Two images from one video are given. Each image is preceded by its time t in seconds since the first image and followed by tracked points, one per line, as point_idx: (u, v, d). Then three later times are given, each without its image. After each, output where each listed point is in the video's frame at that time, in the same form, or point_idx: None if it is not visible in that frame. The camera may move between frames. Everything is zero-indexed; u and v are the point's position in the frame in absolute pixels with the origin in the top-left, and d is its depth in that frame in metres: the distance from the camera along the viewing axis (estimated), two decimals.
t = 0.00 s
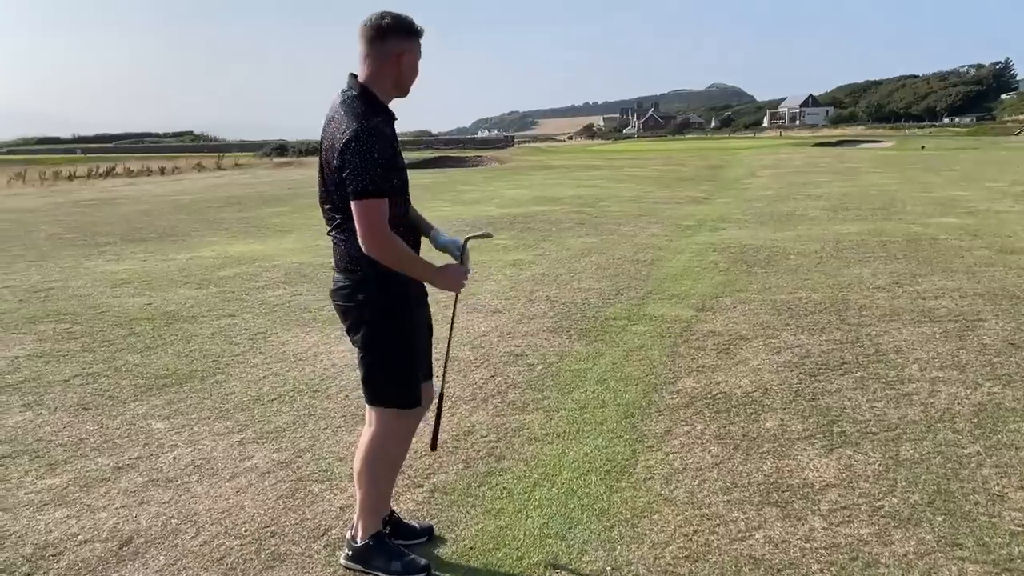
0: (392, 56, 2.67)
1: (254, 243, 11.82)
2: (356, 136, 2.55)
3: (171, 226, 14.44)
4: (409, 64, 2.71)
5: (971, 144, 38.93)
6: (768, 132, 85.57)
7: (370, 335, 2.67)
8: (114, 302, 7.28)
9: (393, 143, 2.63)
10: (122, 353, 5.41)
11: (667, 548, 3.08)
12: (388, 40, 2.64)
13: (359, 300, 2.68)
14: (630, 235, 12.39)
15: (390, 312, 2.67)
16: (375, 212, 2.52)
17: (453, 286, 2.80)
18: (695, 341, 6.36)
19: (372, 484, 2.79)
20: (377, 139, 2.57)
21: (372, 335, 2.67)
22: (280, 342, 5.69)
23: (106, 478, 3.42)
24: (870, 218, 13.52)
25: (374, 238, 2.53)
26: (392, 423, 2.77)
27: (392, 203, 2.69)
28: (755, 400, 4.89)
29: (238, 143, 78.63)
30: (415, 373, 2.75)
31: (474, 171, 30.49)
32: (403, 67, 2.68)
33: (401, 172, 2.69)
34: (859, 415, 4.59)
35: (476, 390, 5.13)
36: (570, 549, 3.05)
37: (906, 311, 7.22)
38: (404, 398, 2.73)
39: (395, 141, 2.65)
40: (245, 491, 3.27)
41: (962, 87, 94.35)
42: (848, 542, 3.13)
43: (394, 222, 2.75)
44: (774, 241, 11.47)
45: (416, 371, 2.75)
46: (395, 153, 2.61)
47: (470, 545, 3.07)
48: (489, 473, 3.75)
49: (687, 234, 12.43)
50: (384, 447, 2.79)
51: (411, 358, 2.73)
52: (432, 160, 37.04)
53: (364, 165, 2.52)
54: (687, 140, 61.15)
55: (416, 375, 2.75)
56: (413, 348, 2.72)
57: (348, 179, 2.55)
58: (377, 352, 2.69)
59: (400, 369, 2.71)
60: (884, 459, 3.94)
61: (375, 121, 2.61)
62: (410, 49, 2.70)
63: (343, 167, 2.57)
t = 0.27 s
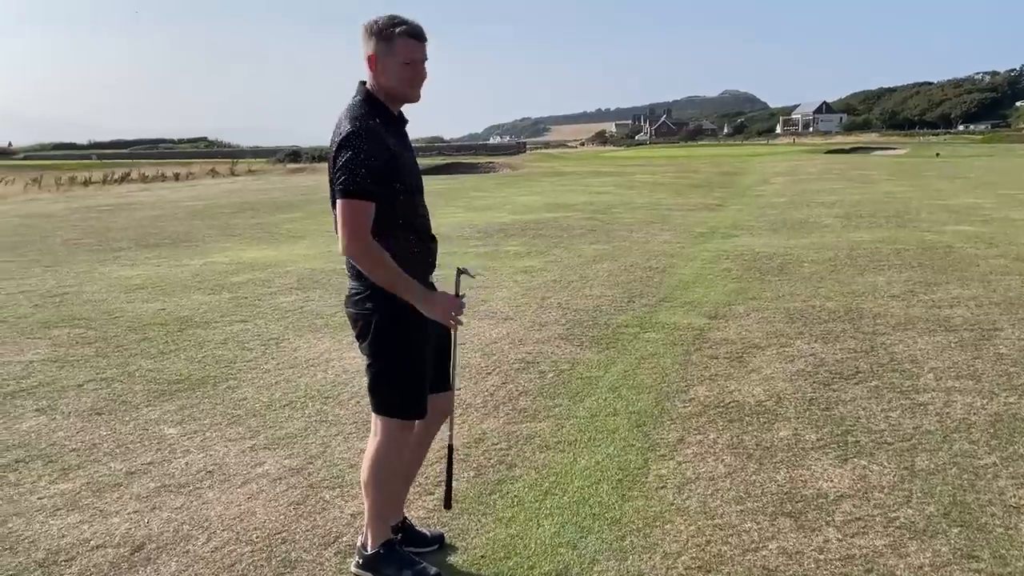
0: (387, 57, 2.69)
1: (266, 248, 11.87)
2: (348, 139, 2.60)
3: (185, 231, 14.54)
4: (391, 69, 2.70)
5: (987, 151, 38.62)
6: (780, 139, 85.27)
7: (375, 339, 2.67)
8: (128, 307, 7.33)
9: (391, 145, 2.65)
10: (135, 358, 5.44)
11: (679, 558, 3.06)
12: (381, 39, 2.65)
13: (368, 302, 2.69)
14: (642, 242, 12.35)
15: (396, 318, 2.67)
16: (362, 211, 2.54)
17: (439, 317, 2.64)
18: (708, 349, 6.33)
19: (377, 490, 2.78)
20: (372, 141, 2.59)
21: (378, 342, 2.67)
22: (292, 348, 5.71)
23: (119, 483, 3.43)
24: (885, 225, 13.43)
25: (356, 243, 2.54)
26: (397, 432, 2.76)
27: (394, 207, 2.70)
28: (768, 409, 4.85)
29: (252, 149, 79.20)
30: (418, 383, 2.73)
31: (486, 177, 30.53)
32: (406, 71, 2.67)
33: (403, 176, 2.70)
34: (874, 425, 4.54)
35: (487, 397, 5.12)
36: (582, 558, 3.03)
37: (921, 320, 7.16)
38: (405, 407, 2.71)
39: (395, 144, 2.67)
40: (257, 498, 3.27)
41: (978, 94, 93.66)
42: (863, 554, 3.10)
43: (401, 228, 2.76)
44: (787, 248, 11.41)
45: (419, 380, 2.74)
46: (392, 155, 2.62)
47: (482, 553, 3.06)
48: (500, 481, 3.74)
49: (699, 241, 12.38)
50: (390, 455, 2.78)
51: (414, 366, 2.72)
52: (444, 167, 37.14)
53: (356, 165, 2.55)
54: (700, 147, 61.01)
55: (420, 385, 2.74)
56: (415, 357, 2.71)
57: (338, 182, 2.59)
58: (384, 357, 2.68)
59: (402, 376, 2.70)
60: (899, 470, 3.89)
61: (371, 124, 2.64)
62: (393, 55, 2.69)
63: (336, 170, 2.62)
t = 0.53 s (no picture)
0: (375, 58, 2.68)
1: (277, 253, 11.93)
2: (339, 140, 2.64)
3: (197, 236, 14.63)
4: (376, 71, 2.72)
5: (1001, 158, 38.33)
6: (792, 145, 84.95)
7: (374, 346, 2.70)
8: (139, 312, 7.37)
9: (383, 148, 2.67)
10: (147, 362, 5.48)
11: (687, 566, 3.04)
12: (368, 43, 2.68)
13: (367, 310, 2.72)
14: (652, 248, 12.33)
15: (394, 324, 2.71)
16: (347, 218, 2.58)
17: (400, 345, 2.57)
18: (718, 355, 6.30)
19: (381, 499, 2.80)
20: (361, 142, 2.62)
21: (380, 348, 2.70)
22: (302, 353, 5.72)
23: (129, 487, 3.45)
24: (897, 232, 13.34)
25: (341, 246, 2.58)
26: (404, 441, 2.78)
27: (390, 211, 2.73)
28: (779, 417, 4.82)
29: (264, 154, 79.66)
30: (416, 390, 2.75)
31: (497, 183, 30.56)
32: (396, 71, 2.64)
33: (397, 179, 2.71)
34: (886, 433, 4.50)
35: (496, 403, 5.11)
36: (589, 565, 3.02)
37: (934, 327, 7.10)
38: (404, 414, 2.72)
39: (389, 147, 2.68)
40: (265, 502, 3.28)
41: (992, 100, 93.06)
42: (873, 563, 3.07)
43: (399, 231, 2.78)
44: (799, 255, 11.35)
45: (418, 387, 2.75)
46: (382, 158, 2.64)
47: (489, 560, 3.06)
48: (508, 487, 3.73)
49: (710, 247, 12.33)
50: (398, 463, 2.79)
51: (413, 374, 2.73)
52: (454, 172, 37.23)
53: (341, 166, 2.58)
54: (711, 153, 60.87)
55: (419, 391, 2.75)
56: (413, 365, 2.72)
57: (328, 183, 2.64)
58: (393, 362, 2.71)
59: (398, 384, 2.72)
60: (910, 478, 3.85)
61: (364, 125, 2.67)
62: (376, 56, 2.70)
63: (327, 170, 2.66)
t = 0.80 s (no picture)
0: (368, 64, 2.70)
1: (287, 258, 11.98)
2: (340, 146, 2.70)
3: (207, 240, 14.72)
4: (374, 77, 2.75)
5: (1014, 164, 38.08)
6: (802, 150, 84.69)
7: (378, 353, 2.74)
8: (150, 315, 7.42)
9: (380, 153, 2.70)
10: (157, 366, 5.52)
11: (694, 572, 3.04)
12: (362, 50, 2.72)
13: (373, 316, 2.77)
14: (661, 254, 12.32)
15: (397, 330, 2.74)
16: (344, 226, 2.64)
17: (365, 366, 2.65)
18: (727, 361, 6.29)
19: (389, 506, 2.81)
20: (356, 149, 2.68)
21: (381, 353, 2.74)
22: (311, 357, 5.75)
23: (138, 489, 3.48)
24: (908, 238, 13.28)
25: (339, 252, 2.64)
26: (409, 448, 2.79)
27: (389, 216, 2.76)
28: (788, 423, 4.81)
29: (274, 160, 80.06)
30: (419, 395, 2.76)
31: (507, 188, 30.61)
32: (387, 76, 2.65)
33: (394, 184, 2.74)
34: (894, 440, 4.48)
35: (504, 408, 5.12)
36: (597, 570, 3.02)
37: (944, 334, 7.07)
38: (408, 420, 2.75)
39: (386, 153, 2.72)
40: (273, 505, 3.30)
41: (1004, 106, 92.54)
42: (881, 570, 3.06)
43: (400, 236, 2.79)
44: (808, 261, 11.32)
45: (421, 393, 2.76)
46: (375, 162, 2.67)
47: (497, 564, 3.07)
48: (516, 491, 3.74)
49: (719, 253, 12.32)
50: (405, 471, 2.80)
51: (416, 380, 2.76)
52: (464, 178, 37.31)
53: (335, 173, 2.66)
54: (721, 159, 60.75)
55: (422, 397, 2.76)
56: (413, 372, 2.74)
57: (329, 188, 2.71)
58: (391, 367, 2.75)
59: (401, 390, 2.75)
60: (919, 485, 3.83)
61: (362, 132, 2.73)
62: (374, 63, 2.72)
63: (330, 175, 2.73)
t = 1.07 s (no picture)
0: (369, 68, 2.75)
1: (294, 262, 12.03)
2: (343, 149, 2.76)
3: (216, 244, 14.79)
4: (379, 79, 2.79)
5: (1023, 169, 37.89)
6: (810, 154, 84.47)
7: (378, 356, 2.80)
8: (158, 319, 7.47)
9: (380, 158, 2.73)
10: (165, 369, 5.55)
11: None
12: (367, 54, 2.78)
13: (375, 320, 2.83)
14: (668, 258, 12.31)
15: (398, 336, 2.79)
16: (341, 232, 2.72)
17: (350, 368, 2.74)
18: (733, 366, 6.29)
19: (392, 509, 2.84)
20: (357, 153, 2.73)
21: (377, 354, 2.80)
22: (317, 361, 5.78)
23: (145, 491, 3.51)
24: (915, 243, 13.23)
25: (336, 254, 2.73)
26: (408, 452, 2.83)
27: (388, 220, 2.78)
28: (793, 428, 4.80)
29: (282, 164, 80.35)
30: (417, 401, 2.79)
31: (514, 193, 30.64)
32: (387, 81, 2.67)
33: (393, 189, 2.76)
34: (900, 445, 4.47)
35: (509, 412, 5.13)
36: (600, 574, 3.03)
37: (951, 340, 7.04)
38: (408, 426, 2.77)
39: (387, 157, 2.74)
40: (279, 508, 3.32)
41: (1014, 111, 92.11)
42: None
43: (400, 240, 2.81)
44: (815, 266, 11.30)
45: (419, 398, 2.79)
46: (373, 167, 2.71)
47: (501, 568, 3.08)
48: (521, 495, 3.75)
49: (726, 257, 12.30)
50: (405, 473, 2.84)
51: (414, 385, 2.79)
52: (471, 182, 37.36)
53: (335, 177, 2.72)
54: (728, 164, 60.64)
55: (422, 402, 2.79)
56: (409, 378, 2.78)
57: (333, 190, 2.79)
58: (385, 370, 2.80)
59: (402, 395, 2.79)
60: (924, 490, 3.83)
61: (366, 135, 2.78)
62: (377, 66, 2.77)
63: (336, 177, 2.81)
